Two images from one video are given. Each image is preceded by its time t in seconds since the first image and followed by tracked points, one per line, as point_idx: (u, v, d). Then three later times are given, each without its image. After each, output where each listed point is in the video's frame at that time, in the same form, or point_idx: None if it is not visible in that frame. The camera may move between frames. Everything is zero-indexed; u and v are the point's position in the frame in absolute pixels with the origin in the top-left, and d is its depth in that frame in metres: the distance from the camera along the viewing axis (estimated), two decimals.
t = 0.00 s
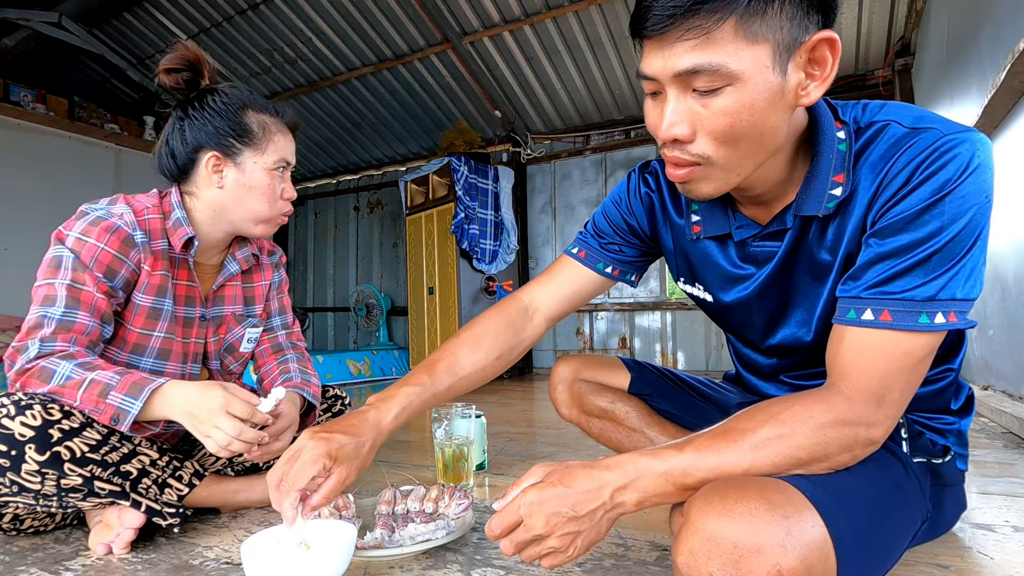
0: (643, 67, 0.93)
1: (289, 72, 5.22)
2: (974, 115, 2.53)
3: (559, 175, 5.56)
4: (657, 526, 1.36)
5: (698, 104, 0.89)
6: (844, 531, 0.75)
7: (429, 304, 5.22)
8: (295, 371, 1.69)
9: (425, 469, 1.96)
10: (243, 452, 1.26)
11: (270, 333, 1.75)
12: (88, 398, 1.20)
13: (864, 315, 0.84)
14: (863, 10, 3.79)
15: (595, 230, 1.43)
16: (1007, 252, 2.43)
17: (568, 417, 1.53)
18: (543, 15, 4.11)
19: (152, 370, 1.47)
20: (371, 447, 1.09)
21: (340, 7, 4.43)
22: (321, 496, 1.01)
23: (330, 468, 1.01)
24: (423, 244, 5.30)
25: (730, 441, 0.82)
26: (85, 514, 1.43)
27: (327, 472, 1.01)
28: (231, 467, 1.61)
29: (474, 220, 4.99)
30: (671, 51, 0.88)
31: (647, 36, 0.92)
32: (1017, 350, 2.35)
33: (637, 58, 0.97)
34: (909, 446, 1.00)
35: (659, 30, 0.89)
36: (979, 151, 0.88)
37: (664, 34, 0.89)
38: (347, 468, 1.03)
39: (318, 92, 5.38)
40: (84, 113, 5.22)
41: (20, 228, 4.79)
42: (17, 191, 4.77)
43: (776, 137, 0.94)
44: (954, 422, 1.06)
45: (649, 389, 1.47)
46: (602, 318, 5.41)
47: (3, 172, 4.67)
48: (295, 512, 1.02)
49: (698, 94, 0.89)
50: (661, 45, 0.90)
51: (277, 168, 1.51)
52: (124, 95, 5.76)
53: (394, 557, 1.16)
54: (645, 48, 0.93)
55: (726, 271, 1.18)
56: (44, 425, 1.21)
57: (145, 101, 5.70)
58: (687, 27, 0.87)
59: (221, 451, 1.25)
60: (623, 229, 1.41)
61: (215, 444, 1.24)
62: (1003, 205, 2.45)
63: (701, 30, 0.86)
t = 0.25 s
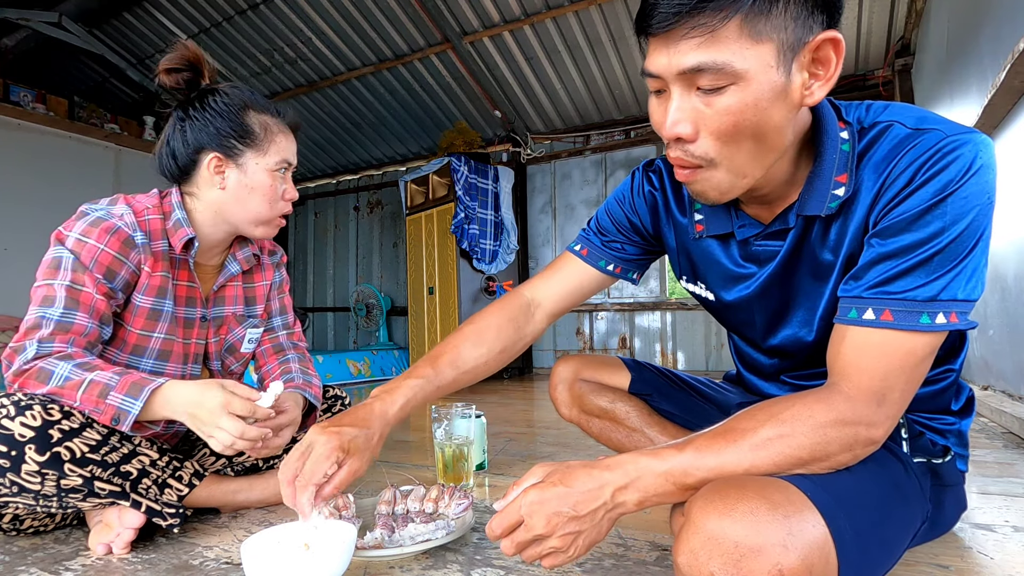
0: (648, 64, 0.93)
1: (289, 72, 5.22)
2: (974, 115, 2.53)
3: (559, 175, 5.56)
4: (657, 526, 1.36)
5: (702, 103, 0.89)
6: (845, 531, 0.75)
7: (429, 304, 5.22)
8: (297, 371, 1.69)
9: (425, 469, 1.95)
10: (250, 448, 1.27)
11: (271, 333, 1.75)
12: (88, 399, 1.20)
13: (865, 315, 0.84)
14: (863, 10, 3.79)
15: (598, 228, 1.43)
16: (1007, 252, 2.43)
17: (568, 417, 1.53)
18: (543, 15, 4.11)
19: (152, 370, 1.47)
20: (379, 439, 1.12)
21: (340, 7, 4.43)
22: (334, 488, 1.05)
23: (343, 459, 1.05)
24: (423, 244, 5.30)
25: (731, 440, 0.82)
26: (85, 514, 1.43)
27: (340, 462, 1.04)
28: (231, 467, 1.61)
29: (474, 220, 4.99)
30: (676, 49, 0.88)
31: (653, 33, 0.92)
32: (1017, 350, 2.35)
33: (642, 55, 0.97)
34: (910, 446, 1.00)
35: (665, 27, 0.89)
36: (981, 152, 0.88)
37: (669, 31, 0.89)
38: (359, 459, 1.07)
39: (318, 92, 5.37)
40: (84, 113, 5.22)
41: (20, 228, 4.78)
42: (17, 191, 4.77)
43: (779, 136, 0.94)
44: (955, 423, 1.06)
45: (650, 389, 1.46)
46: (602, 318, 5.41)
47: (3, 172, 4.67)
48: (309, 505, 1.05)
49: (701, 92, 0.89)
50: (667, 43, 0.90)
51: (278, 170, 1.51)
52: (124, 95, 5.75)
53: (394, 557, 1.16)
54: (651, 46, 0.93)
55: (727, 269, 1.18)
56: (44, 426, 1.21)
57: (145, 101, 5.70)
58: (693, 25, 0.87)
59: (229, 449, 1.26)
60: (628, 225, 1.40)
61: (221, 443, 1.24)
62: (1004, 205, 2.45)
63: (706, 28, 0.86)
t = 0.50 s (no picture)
0: (648, 63, 0.93)
1: (289, 72, 5.22)
2: (974, 115, 2.53)
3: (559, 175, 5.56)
4: (657, 526, 1.36)
5: (702, 102, 0.89)
6: (844, 531, 0.75)
7: (429, 304, 5.22)
8: (297, 371, 1.69)
9: (425, 469, 1.96)
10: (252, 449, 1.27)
11: (271, 332, 1.74)
12: (87, 399, 1.20)
13: (864, 314, 0.84)
14: (863, 10, 3.79)
15: (599, 228, 1.43)
16: (1007, 253, 2.43)
17: (568, 417, 1.53)
18: (543, 15, 4.11)
19: (153, 370, 1.47)
20: (380, 433, 1.13)
21: (341, 7, 4.43)
22: (333, 479, 1.06)
23: (343, 451, 1.05)
24: (423, 244, 5.30)
25: (731, 440, 0.82)
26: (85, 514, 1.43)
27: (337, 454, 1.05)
28: (231, 467, 1.61)
29: (474, 220, 4.99)
30: (676, 49, 0.88)
31: (653, 32, 0.92)
32: (1017, 350, 2.35)
33: (642, 55, 0.96)
34: (909, 446, 1.00)
35: (664, 27, 0.89)
36: (980, 152, 0.88)
37: (669, 30, 0.89)
38: (358, 451, 1.07)
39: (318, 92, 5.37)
40: (84, 113, 5.22)
41: (20, 228, 4.78)
42: (17, 191, 4.77)
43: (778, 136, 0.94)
44: (954, 423, 1.06)
45: (650, 389, 1.46)
46: (602, 318, 5.42)
47: (3, 172, 4.66)
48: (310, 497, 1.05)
49: (700, 91, 0.89)
50: (667, 42, 0.90)
51: (278, 170, 1.50)
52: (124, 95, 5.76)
53: (394, 557, 1.16)
54: (650, 45, 0.93)
55: (727, 269, 1.18)
56: (44, 426, 1.21)
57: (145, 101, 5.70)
58: (692, 24, 0.87)
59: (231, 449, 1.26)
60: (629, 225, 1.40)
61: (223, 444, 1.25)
62: (1004, 205, 2.45)
63: (705, 28, 0.86)
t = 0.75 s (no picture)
0: (647, 64, 0.93)
1: (289, 72, 5.22)
2: (974, 115, 2.53)
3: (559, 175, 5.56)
4: (657, 526, 1.36)
5: (700, 102, 0.89)
6: (844, 531, 0.75)
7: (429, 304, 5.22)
8: (298, 371, 1.70)
9: (425, 469, 1.96)
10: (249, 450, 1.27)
11: (271, 333, 1.75)
12: (87, 399, 1.20)
13: (864, 314, 0.84)
14: (863, 10, 3.79)
15: (600, 230, 1.43)
16: (1007, 253, 2.43)
17: (568, 417, 1.53)
18: (543, 15, 4.11)
19: (153, 370, 1.47)
20: (377, 429, 1.16)
21: (340, 7, 4.43)
22: (329, 471, 1.09)
23: (339, 442, 1.10)
24: (423, 244, 5.30)
25: (731, 440, 0.82)
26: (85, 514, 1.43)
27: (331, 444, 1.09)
28: (231, 467, 1.61)
29: (474, 220, 4.99)
30: (674, 49, 0.88)
31: (651, 32, 0.92)
32: (1018, 350, 2.34)
33: (640, 55, 0.96)
34: (909, 446, 1.00)
35: (662, 27, 0.89)
36: (980, 152, 0.88)
37: (668, 30, 0.89)
38: (354, 444, 1.11)
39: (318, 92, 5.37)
40: (84, 113, 5.22)
41: (20, 228, 4.78)
42: (17, 191, 4.76)
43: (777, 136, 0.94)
44: (954, 423, 1.06)
45: (650, 389, 1.46)
46: (602, 318, 5.42)
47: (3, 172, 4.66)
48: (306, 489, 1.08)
49: (698, 91, 0.89)
50: (665, 42, 0.90)
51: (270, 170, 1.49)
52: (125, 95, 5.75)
53: (394, 557, 1.16)
54: (649, 45, 0.93)
55: (727, 268, 1.18)
56: (44, 426, 1.21)
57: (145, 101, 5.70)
58: (690, 24, 0.87)
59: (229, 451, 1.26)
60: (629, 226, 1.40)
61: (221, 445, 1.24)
62: (1004, 205, 2.44)
63: (703, 28, 0.86)
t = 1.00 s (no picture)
0: (645, 65, 0.93)
1: (289, 72, 5.22)
2: (975, 115, 2.52)
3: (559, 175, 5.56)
4: (657, 526, 1.36)
5: (698, 102, 0.89)
6: (844, 531, 0.75)
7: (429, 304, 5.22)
8: (298, 371, 1.70)
9: (425, 469, 1.95)
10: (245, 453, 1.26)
11: (271, 333, 1.75)
12: (87, 399, 1.20)
13: (863, 314, 0.84)
14: (863, 10, 3.79)
15: (602, 233, 1.43)
16: (1007, 253, 2.43)
17: (568, 417, 1.53)
18: (543, 15, 4.11)
19: (152, 369, 1.47)
20: (379, 431, 1.15)
21: (340, 7, 4.43)
22: (334, 473, 1.09)
23: (340, 444, 1.11)
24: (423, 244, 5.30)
25: (731, 440, 0.82)
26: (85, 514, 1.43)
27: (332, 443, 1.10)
28: (231, 467, 1.62)
29: (474, 220, 4.99)
30: (671, 49, 0.88)
31: (649, 34, 0.92)
32: (1017, 350, 2.34)
33: (638, 56, 0.97)
34: (909, 446, 1.00)
35: (660, 28, 0.89)
36: (979, 151, 0.88)
37: (664, 31, 0.89)
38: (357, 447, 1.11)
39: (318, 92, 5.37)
40: (84, 113, 5.22)
41: (20, 228, 4.78)
42: (17, 191, 4.76)
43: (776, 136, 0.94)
44: (953, 423, 1.06)
45: (649, 389, 1.47)
46: (602, 318, 5.42)
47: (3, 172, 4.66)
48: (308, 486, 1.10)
49: (695, 91, 0.89)
50: (662, 43, 0.90)
51: (258, 167, 1.44)
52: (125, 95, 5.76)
53: (394, 557, 1.16)
54: (647, 46, 0.93)
55: (726, 268, 1.18)
56: (44, 426, 1.21)
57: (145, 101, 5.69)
58: (687, 25, 0.87)
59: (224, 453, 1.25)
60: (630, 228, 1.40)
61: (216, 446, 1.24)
62: (1004, 204, 2.44)
63: (700, 28, 0.86)
